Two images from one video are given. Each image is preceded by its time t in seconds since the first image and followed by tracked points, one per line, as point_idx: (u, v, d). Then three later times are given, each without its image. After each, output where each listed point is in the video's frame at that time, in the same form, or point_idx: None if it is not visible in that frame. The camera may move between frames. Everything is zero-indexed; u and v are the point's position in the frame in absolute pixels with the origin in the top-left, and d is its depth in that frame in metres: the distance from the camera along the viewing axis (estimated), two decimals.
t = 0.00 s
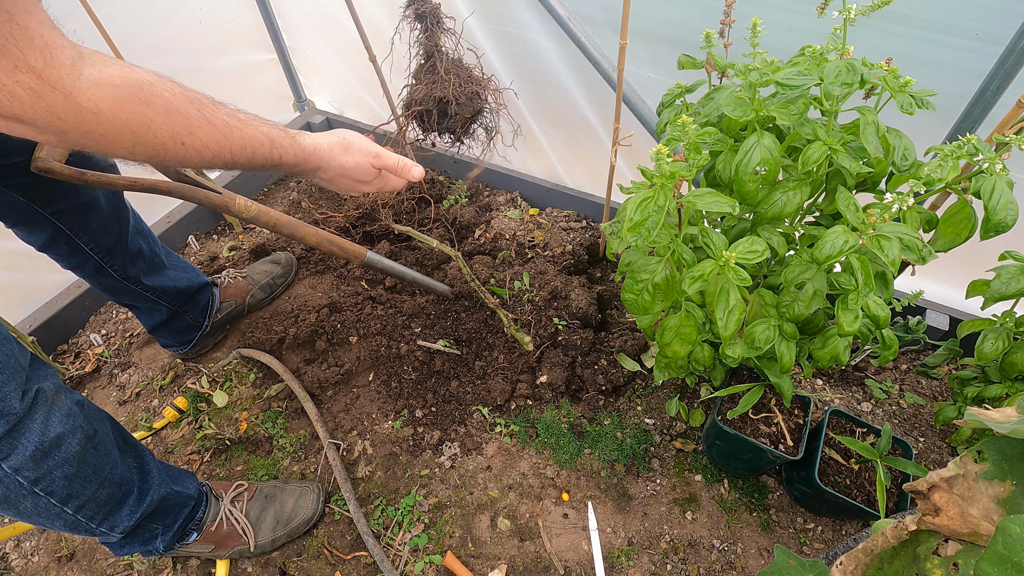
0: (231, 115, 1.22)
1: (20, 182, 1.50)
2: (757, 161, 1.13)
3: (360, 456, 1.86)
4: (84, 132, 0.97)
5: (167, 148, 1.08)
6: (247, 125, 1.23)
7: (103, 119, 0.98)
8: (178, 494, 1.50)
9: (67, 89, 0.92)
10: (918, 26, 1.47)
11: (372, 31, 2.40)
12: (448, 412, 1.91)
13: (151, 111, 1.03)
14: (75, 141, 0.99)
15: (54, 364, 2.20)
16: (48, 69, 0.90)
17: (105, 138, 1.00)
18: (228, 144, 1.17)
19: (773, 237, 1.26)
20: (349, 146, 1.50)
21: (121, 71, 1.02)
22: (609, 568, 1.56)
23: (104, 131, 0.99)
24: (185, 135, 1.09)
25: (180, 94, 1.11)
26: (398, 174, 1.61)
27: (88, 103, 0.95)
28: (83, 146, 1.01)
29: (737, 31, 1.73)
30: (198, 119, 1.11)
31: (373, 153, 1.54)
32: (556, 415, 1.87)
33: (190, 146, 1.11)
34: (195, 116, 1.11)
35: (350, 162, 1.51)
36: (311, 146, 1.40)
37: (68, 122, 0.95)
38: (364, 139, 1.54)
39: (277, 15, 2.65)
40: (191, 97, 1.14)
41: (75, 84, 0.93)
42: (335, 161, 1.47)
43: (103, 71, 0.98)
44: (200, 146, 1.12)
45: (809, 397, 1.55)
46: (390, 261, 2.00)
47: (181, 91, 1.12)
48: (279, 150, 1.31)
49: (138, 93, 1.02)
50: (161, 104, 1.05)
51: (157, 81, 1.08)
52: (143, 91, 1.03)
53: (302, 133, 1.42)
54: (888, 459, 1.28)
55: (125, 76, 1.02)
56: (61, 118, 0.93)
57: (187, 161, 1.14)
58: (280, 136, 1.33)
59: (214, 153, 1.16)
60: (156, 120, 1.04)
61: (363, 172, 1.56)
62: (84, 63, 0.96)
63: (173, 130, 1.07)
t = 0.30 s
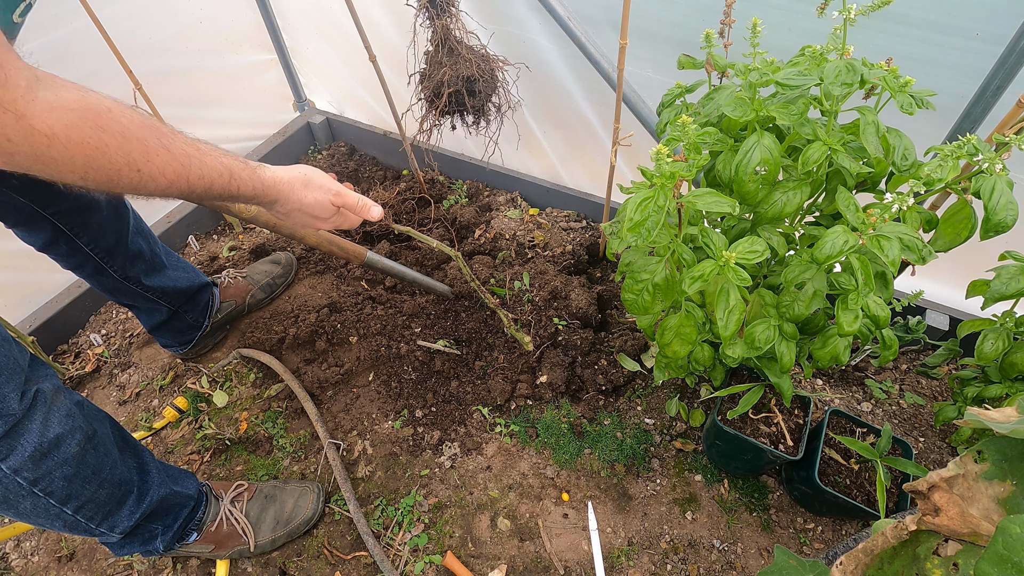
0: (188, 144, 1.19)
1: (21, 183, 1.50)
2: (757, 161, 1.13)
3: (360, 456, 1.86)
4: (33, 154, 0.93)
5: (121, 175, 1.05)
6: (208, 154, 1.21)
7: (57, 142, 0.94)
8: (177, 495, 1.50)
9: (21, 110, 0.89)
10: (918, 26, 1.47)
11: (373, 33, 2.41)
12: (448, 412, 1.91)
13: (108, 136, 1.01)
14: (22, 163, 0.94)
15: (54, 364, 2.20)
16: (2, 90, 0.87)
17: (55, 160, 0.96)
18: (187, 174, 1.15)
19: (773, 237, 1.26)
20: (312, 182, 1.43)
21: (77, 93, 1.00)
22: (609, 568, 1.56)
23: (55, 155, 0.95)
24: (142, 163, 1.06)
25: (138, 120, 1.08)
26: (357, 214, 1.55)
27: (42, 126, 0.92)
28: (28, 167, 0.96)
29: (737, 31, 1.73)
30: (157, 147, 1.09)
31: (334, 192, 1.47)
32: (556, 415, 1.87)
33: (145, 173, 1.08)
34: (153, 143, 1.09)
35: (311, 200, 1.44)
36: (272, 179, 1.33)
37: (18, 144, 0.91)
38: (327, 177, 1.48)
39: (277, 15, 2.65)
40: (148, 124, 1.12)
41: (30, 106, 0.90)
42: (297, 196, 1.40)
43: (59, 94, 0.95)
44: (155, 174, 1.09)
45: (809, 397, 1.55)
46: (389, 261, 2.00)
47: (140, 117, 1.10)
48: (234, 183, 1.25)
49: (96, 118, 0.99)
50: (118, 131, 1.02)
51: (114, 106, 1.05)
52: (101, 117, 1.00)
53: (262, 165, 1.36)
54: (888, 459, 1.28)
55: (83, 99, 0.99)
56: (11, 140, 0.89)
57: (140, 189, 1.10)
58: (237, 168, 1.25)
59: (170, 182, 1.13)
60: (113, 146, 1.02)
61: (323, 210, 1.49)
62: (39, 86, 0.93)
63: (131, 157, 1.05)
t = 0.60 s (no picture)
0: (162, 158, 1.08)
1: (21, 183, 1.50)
2: (757, 161, 1.13)
3: (360, 456, 1.86)
4: None
5: (68, 193, 0.93)
6: (176, 166, 1.08)
7: None
8: (178, 495, 1.50)
9: None
10: (918, 26, 1.47)
11: (372, 31, 2.41)
12: (448, 412, 1.91)
13: (53, 152, 0.90)
14: None
15: (54, 364, 2.20)
16: None
17: None
18: (150, 192, 1.03)
19: (773, 237, 1.26)
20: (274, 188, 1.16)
21: (25, 105, 0.90)
22: (609, 568, 1.56)
23: None
24: (92, 179, 0.95)
25: (93, 134, 0.97)
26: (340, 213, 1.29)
27: None
28: None
29: (737, 31, 1.73)
30: (111, 162, 0.97)
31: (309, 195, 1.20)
32: (556, 415, 1.87)
33: (96, 189, 0.96)
34: (106, 158, 0.97)
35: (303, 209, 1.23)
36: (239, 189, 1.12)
37: None
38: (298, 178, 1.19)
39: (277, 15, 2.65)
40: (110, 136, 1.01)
41: None
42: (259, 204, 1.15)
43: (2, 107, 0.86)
44: (109, 191, 0.98)
45: (809, 397, 1.55)
46: (389, 261, 2.00)
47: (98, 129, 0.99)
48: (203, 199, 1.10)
49: (39, 133, 0.89)
50: (67, 146, 0.92)
51: (67, 118, 0.94)
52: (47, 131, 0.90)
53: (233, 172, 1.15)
54: (888, 459, 1.28)
55: (27, 113, 0.89)
56: None
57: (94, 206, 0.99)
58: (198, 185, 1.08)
59: (127, 200, 1.01)
60: (59, 162, 0.91)
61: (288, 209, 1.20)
62: None
63: (79, 173, 0.93)
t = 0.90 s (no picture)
0: (163, 101, 1.05)
1: (20, 184, 1.50)
2: (757, 161, 1.13)
3: (360, 456, 1.86)
4: None
5: (79, 153, 0.95)
6: (182, 108, 1.05)
7: None
8: (178, 495, 1.50)
9: None
10: (918, 26, 1.47)
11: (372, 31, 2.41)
12: (448, 412, 1.91)
13: (47, 116, 0.90)
14: None
15: (54, 364, 2.20)
16: None
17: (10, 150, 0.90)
18: (157, 138, 1.02)
19: (773, 237, 1.26)
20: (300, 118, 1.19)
21: (13, 66, 0.88)
22: (609, 568, 1.56)
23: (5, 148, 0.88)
24: (94, 138, 0.95)
25: (85, 86, 0.95)
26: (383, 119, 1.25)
27: None
28: None
29: (737, 31, 1.73)
30: (108, 116, 0.96)
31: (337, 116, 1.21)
32: (556, 415, 1.87)
33: (103, 147, 0.97)
34: (103, 112, 0.95)
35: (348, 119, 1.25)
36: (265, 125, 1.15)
37: None
38: (324, 100, 1.19)
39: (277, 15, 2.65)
40: (102, 87, 0.97)
41: None
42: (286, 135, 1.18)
43: None
44: (117, 147, 0.98)
45: (809, 397, 1.55)
46: (389, 260, 2.00)
47: (90, 80, 0.97)
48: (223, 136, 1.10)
49: (29, 97, 0.88)
50: (58, 107, 0.91)
51: (52, 73, 0.92)
52: (34, 94, 0.88)
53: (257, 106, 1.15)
54: (888, 459, 1.28)
55: (12, 74, 0.87)
56: None
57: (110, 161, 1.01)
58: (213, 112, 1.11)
59: (137, 150, 1.02)
60: (57, 125, 0.91)
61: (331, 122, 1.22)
62: None
63: (80, 133, 0.93)
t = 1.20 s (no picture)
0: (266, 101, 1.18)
1: (20, 183, 1.51)
2: (757, 161, 1.13)
3: (360, 456, 1.86)
4: (122, 119, 0.97)
5: (203, 137, 1.06)
6: (282, 109, 1.20)
7: (140, 108, 0.96)
8: (177, 495, 1.50)
9: (101, 72, 0.91)
10: (918, 26, 1.47)
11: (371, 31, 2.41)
12: (448, 412, 1.91)
13: (186, 98, 1.01)
14: (116, 129, 0.98)
15: (54, 364, 2.20)
16: (86, 57, 0.90)
17: (145, 126, 1.00)
18: (263, 129, 1.15)
19: (773, 237, 1.26)
20: (375, 126, 1.36)
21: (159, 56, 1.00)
22: (609, 568, 1.56)
23: (140, 120, 0.98)
24: (220, 123, 1.07)
25: (213, 80, 1.08)
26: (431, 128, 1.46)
27: (126, 91, 0.94)
28: (124, 135, 1.01)
29: (737, 31, 1.72)
30: (232, 106, 1.08)
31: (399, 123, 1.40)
32: (556, 415, 1.87)
33: (224, 132, 1.08)
34: (227, 102, 1.08)
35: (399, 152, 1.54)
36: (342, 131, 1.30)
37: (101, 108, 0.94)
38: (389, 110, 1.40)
39: (277, 15, 2.65)
40: (223, 82, 1.11)
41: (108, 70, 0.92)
42: (359, 138, 1.35)
43: (140, 58, 0.97)
44: (234, 133, 1.10)
45: (809, 397, 1.55)
46: (390, 260, 2.00)
47: (217, 78, 1.10)
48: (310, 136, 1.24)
49: (174, 80, 1.00)
50: (196, 91, 1.02)
51: (191, 67, 1.05)
52: (178, 78, 1.00)
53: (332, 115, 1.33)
54: (888, 459, 1.28)
55: (160, 62, 0.99)
56: (102, 106, 0.93)
57: (223, 148, 1.11)
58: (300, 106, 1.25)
59: (249, 140, 1.13)
60: (192, 106, 1.02)
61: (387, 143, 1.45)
62: (119, 51, 0.95)
63: (208, 117, 1.05)
